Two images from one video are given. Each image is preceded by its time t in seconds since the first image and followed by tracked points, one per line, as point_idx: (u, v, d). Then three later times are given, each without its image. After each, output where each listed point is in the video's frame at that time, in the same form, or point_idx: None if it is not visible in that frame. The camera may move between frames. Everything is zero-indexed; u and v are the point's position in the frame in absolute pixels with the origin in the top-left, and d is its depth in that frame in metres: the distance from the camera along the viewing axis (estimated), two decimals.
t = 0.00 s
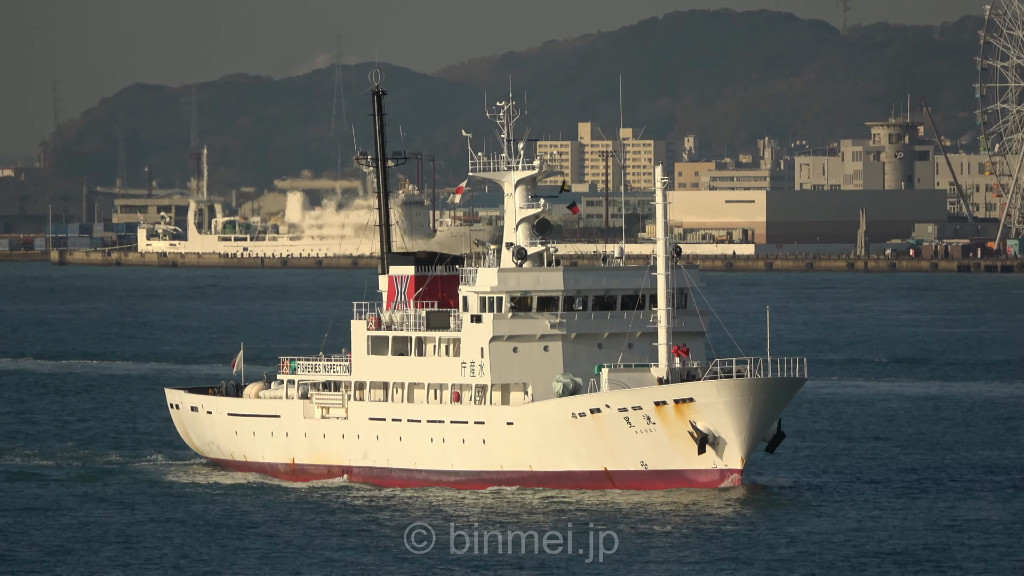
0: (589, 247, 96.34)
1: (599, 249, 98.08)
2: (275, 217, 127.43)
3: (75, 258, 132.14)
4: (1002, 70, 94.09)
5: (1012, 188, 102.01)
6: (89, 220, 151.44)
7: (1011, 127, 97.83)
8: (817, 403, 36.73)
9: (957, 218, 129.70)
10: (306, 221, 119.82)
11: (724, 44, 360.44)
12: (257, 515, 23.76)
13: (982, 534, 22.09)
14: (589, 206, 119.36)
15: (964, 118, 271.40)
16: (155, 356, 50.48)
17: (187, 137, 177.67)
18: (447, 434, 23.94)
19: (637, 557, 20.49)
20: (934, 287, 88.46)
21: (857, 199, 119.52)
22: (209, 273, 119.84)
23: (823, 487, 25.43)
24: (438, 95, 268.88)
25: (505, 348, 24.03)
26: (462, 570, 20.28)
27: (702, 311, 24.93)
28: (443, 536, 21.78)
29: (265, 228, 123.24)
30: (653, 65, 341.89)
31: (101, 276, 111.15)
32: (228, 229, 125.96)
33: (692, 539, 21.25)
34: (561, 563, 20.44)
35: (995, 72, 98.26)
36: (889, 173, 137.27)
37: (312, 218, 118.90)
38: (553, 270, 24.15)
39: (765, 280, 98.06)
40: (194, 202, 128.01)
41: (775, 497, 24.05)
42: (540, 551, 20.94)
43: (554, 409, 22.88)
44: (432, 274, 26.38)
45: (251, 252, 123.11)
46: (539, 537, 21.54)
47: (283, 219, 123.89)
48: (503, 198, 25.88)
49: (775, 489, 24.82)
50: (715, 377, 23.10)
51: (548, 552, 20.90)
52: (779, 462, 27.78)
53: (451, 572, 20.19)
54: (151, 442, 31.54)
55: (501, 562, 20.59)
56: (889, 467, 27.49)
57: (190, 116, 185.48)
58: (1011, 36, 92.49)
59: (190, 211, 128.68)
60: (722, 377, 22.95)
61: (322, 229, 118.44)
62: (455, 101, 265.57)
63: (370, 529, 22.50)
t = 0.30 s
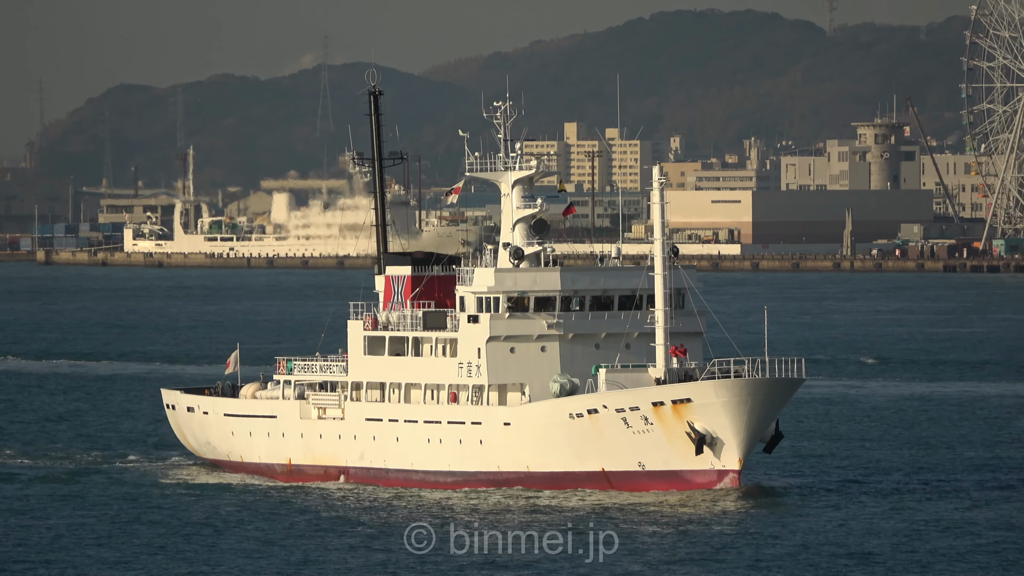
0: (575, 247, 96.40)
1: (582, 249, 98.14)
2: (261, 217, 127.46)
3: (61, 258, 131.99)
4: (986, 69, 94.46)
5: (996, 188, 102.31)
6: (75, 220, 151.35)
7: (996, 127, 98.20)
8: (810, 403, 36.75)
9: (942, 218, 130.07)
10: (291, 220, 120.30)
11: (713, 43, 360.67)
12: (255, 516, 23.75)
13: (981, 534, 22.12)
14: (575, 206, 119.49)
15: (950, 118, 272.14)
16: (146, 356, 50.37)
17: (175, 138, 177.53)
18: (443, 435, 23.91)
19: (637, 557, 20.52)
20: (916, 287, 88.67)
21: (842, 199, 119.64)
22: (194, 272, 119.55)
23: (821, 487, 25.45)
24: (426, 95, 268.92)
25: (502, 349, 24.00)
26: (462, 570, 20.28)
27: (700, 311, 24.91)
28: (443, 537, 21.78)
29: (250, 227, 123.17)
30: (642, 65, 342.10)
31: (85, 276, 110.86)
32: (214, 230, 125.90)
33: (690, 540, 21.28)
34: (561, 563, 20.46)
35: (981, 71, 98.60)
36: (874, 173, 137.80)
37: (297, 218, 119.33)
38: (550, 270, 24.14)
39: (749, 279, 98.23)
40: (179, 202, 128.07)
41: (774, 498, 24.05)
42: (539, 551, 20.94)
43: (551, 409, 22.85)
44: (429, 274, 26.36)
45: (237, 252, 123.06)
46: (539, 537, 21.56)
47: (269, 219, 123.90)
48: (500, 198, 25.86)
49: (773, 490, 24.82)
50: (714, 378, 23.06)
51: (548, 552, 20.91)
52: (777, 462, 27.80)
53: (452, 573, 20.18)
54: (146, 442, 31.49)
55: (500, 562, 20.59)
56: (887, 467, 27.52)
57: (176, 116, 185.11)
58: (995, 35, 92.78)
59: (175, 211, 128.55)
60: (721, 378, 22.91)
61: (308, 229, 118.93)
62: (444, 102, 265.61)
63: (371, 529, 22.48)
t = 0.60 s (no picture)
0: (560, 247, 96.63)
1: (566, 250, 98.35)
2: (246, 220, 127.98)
3: (46, 259, 131.18)
4: (971, 70, 94.92)
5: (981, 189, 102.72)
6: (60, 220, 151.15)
7: (980, 127, 98.56)
8: (802, 403, 36.81)
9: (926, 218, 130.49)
10: (277, 220, 120.65)
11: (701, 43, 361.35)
12: (252, 517, 23.72)
13: (980, 535, 22.13)
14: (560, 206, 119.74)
15: (936, 118, 273.01)
16: (137, 356, 50.34)
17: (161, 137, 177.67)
18: (439, 435, 23.87)
19: (636, 558, 20.54)
20: (899, 287, 89.03)
21: (826, 199, 119.93)
22: (179, 272, 119.73)
23: (818, 488, 25.46)
24: (413, 96, 269.16)
25: (497, 350, 23.98)
26: (463, 571, 20.29)
27: (695, 311, 24.89)
28: (441, 537, 21.77)
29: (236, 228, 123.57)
30: (630, 64, 342.53)
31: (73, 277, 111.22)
32: (199, 230, 126.04)
33: (689, 540, 21.29)
34: (560, 563, 20.47)
35: (964, 72, 99.08)
36: (859, 173, 138.46)
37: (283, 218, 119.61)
38: (546, 271, 24.12)
39: (732, 280, 98.58)
40: (164, 203, 128.45)
41: (771, 498, 24.07)
42: (538, 552, 20.93)
43: (546, 410, 22.81)
44: (425, 275, 26.32)
45: (222, 252, 123.21)
46: (537, 537, 21.57)
47: (255, 220, 124.30)
48: (496, 198, 25.84)
49: (770, 491, 24.83)
50: (710, 378, 23.05)
51: (547, 552, 20.90)
52: (773, 463, 27.81)
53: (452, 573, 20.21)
54: (139, 443, 31.42)
55: (499, 562, 20.59)
56: (883, 468, 27.53)
57: (162, 116, 185.13)
58: (978, 35, 93.23)
59: (161, 211, 128.52)
60: (717, 378, 22.91)
61: (294, 230, 119.31)
62: (431, 102, 265.58)
63: (369, 529, 22.47)
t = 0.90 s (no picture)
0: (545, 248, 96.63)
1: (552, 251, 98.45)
2: (232, 221, 128.06)
3: (32, 259, 131.01)
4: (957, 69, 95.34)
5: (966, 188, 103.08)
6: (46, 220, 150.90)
7: (967, 128, 98.66)
8: (795, 403, 36.84)
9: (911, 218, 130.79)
10: (263, 221, 120.63)
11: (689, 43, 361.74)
12: (251, 517, 23.71)
13: (979, 535, 22.18)
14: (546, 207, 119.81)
15: (923, 118, 273.62)
16: (125, 356, 50.25)
17: (148, 136, 177.67)
18: (436, 436, 23.84)
19: (637, 558, 20.56)
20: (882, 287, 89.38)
21: (811, 199, 120.04)
22: (165, 271, 119.71)
23: (817, 489, 25.47)
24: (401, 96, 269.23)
25: (495, 350, 23.97)
26: (464, 570, 20.29)
27: (693, 311, 24.88)
28: (441, 537, 21.77)
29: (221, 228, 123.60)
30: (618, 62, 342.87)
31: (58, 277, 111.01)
32: (185, 230, 125.99)
33: (689, 540, 21.30)
34: (561, 563, 20.48)
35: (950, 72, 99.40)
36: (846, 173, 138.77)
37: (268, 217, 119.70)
38: (543, 271, 24.10)
39: (717, 280, 98.61)
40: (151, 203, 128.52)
41: (769, 498, 24.09)
42: (538, 551, 20.98)
43: (544, 410, 22.79)
44: (422, 275, 26.31)
45: (208, 252, 123.11)
46: (537, 537, 21.57)
47: (240, 220, 124.38)
48: (493, 198, 25.82)
49: (768, 491, 24.84)
50: (707, 379, 23.05)
51: (548, 552, 20.93)
52: (769, 463, 27.86)
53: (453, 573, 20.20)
54: (133, 443, 31.35)
55: (500, 562, 20.59)
56: (880, 469, 27.56)
57: (148, 116, 185.11)
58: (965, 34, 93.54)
59: (147, 211, 128.32)
60: (714, 379, 22.91)
61: (280, 230, 119.48)
62: (420, 104, 265.45)
63: (368, 529, 22.45)
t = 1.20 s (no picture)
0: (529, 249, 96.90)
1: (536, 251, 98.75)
2: (219, 221, 128.22)
3: (18, 259, 131.05)
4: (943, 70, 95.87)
5: (952, 189, 103.57)
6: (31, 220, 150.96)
7: (953, 128, 98.95)
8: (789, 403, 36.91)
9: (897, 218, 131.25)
10: (249, 221, 120.81)
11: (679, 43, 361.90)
12: (250, 517, 23.72)
13: (977, 534, 22.22)
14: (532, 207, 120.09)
15: (910, 118, 274.48)
16: (114, 356, 50.21)
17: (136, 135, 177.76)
18: (433, 436, 23.82)
19: (636, 557, 20.59)
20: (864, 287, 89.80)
21: (797, 200, 120.30)
22: (152, 271, 119.81)
23: (815, 489, 25.50)
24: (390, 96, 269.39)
25: (491, 350, 23.96)
26: (463, 570, 20.31)
27: (690, 312, 24.89)
28: (439, 537, 21.78)
29: (207, 228, 123.77)
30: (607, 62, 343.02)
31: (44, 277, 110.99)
32: (172, 230, 126.32)
33: (688, 539, 21.33)
34: (561, 563, 20.50)
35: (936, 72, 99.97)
36: (832, 173, 139.31)
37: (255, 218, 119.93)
38: (541, 272, 24.07)
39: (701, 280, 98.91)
40: (138, 203, 128.77)
41: (766, 500, 24.11)
42: (538, 551, 20.99)
43: (540, 411, 22.76)
44: (418, 275, 26.30)
45: (195, 252, 123.39)
46: (538, 537, 21.58)
47: (227, 220, 124.69)
48: (490, 198, 25.78)
49: (765, 492, 24.87)
50: (705, 380, 23.04)
51: (548, 552, 20.94)
52: (766, 463, 27.88)
53: (453, 572, 20.21)
54: (127, 443, 31.33)
55: (500, 562, 20.61)
56: (877, 468, 27.59)
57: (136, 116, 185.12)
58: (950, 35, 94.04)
59: (133, 212, 128.37)
60: (712, 380, 22.88)
61: (266, 230, 119.70)
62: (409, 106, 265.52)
63: (367, 530, 22.45)
